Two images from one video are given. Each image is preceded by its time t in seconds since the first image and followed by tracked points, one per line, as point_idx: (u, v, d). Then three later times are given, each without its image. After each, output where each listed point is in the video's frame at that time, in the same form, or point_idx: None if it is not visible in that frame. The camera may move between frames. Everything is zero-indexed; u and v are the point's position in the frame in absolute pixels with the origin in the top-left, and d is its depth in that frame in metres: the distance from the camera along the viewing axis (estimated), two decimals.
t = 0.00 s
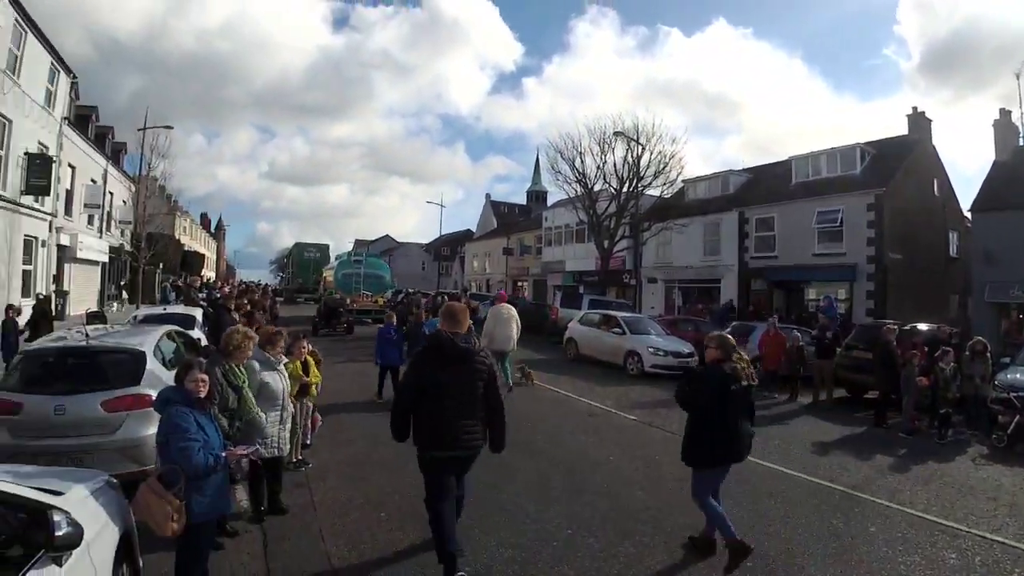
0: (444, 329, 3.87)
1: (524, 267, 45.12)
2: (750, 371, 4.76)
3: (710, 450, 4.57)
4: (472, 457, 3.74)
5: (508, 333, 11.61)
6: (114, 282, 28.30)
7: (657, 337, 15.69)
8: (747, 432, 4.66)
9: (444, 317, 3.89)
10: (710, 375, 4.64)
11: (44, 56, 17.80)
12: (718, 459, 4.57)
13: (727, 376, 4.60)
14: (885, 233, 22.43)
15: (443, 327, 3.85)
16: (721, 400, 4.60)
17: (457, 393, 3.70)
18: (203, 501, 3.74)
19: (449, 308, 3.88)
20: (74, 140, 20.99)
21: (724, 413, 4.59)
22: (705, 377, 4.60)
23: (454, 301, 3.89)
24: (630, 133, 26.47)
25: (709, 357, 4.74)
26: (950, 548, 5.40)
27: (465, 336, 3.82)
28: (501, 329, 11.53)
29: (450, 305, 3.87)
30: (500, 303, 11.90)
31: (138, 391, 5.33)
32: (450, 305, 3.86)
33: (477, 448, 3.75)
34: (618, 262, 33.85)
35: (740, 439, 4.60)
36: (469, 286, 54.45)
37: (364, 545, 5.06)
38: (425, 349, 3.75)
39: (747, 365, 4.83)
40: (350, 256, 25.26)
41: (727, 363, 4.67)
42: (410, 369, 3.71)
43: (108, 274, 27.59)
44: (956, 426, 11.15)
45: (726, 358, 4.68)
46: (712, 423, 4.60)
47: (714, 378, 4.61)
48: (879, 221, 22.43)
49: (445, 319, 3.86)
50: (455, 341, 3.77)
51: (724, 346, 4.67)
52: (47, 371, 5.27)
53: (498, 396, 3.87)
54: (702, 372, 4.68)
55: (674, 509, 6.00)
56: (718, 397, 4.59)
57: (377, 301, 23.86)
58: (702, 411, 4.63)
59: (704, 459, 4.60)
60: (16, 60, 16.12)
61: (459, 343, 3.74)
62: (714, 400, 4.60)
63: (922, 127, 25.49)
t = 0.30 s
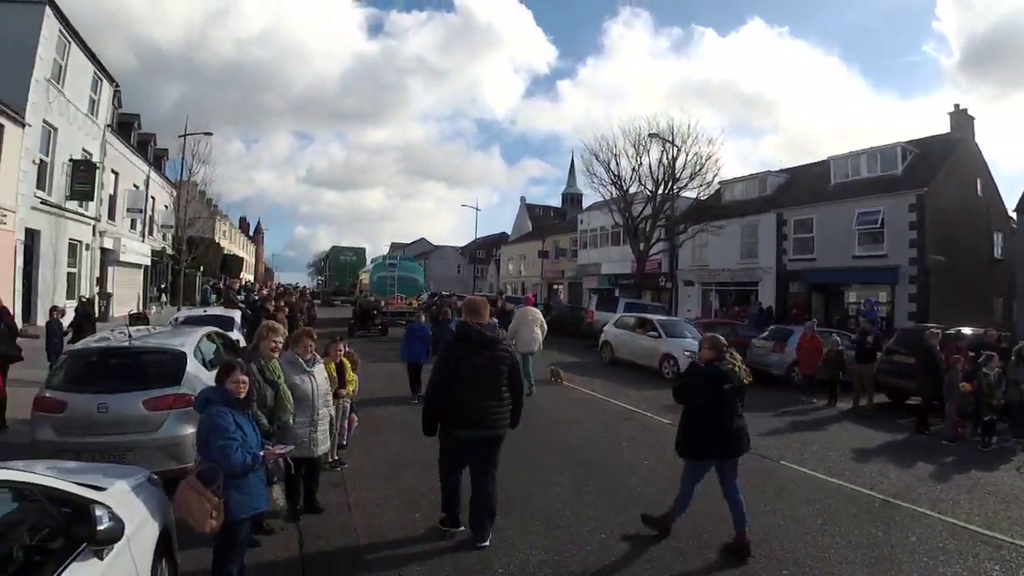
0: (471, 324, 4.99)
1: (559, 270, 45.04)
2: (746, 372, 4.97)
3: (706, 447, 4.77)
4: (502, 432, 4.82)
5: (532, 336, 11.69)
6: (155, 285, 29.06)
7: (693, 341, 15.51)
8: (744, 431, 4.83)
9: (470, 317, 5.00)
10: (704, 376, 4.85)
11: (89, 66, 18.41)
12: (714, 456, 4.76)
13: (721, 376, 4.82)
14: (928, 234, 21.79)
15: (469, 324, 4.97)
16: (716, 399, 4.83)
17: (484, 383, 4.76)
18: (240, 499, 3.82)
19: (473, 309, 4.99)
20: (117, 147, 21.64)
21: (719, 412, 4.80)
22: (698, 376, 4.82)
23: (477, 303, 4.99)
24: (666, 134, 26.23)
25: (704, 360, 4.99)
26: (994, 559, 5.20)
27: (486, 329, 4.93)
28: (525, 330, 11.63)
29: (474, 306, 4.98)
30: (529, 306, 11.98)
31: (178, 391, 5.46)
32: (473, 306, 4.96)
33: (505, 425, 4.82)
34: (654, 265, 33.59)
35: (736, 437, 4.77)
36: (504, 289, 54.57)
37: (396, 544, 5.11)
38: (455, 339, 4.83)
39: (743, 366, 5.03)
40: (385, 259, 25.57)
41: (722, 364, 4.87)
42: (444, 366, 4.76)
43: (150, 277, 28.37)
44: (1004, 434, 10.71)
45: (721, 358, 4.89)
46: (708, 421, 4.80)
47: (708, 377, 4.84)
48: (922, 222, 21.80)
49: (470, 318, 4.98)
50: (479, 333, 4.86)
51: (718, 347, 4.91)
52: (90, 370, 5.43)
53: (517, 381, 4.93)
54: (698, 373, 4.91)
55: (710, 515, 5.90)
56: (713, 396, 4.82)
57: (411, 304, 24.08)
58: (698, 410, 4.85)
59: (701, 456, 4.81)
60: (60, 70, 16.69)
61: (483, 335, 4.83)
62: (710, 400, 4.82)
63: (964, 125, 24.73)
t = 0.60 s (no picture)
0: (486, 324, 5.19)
1: (594, 271, 44.85)
2: (736, 366, 5.26)
3: (701, 438, 5.04)
4: (520, 425, 5.05)
5: (559, 334, 11.76)
6: (195, 285, 29.75)
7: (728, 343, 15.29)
8: (735, 424, 5.16)
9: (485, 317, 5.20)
10: (699, 370, 5.11)
11: (130, 72, 18.91)
12: (707, 447, 5.05)
13: (717, 372, 5.11)
14: (973, 235, 21.08)
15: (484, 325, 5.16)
16: (709, 393, 5.14)
17: (503, 380, 4.99)
18: (277, 496, 3.89)
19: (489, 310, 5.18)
20: (158, 151, 22.21)
21: (713, 405, 5.11)
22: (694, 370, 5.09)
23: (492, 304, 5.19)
24: (701, 134, 25.91)
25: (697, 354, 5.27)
26: None
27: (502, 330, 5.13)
28: (552, 330, 11.64)
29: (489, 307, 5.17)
30: (555, 304, 12.02)
31: (216, 390, 5.58)
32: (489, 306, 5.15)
33: (523, 419, 5.06)
34: (690, 267, 33.21)
35: (728, 428, 5.07)
36: (538, 290, 54.52)
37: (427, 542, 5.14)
38: (472, 340, 5.05)
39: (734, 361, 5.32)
40: (419, 260, 25.80)
41: (715, 358, 5.15)
42: (462, 364, 4.96)
43: (190, 277, 29.08)
44: None
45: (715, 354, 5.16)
46: (704, 414, 5.10)
47: (704, 372, 5.10)
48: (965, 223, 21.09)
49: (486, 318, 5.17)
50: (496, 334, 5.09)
51: (712, 342, 5.17)
52: (132, 367, 5.60)
53: (531, 374, 5.14)
54: (694, 367, 5.16)
55: (746, 521, 5.81)
56: (706, 390, 5.11)
57: (444, 304, 24.24)
58: (694, 403, 5.14)
59: (695, 446, 5.09)
60: (103, 77, 17.20)
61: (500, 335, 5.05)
62: (703, 393, 5.11)
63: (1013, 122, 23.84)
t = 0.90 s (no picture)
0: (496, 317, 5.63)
1: (616, 272, 44.67)
2: (728, 366, 5.30)
3: (685, 432, 5.14)
4: (526, 410, 5.43)
5: (570, 334, 11.74)
6: (220, 286, 30.15)
7: (752, 345, 15.15)
8: (725, 422, 5.20)
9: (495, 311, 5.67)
10: (686, 367, 5.23)
11: (156, 76, 19.23)
12: (691, 441, 5.12)
13: (706, 369, 5.20)
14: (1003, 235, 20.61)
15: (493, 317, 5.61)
16: (700, 390, 5.22)
17: (507, 367, 5.39)
18: (300, 494, 3.94)
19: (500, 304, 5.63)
20: (183, 153, 22.56)
21: (703, 403, 5.18)
22: (681, 366, 5.21)
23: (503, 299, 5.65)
24: (724, 134, 25.69)
25: (688, 354, 5.39)
26: None
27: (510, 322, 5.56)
28: (563, 329, 11.65)
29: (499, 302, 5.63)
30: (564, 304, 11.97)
31: (238, 388, 5.66)
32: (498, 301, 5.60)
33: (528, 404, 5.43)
34: (713, 267, 32.95)
35: (712, 426, 5.11)
36: (560, 291, 54.41)
37: (447, 542, 5.15)
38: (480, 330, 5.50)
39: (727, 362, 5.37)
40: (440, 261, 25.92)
41: (703, 356, 5.24)
42: (471, 353, 5.42)
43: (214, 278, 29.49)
44: None
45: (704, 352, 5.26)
46: (694, 411, 5.17)
47: (690, 368, 5.21)
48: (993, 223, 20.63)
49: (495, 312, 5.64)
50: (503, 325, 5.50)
51: (701, 340, 5.29)
52: (156, 366, 5.70)
53: (538, 364, 5.51)
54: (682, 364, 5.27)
55: (768, 524, 5.74)
56: (693, 386, 5.20)
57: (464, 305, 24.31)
58: (685, 400, 5.23)
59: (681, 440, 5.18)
60: (130, 81, 17.52)
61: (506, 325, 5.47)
62: (690, 389, 5.21)
63: None
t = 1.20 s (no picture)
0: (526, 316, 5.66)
1: (650, 272, 44.27)
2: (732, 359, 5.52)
3: (693, 420, 5.28)
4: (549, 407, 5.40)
5: (595, 332, 11.68)
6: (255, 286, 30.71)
7: (787, 346, 14.88)
8: (729, 412, 5.41)
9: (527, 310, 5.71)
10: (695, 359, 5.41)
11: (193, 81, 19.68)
12: (698, 428, 5.28)
13: (712, 360, 5.41)
14: None
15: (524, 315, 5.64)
16: (706, 381, 5.40)
17: (535, 365, 5.38)
18: (332, 493, 4.00)
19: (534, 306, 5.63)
20: (220, 156, 23.04)
21: (710, 394, 5.35)
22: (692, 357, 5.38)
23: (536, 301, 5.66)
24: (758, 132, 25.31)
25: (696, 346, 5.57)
26: None
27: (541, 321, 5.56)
28: (589, 327, 11.59)
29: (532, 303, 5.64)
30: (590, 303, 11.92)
31: (274, 387, 5.75)
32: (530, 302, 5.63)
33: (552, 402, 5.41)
34: (748, 267, 32.45)
35: (718, 414, 5.29)
36: (592, 292, 54.13)
37: (477, 541, 5.17)
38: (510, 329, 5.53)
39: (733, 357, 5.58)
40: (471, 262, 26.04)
41: (711, 348, 5.43)
42: (502, 352, 5.42)
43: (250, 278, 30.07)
44: None
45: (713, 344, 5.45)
46: (701, 401, 5.32)
47: (699, 359, 5.39)
48: None
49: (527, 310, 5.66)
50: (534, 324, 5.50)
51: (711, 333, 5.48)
52: (194, 363, 5.84)
53: (566, 365, 5.47)
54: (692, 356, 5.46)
55: (802, 529, 5.63)
56: (702, 377, 5.38)
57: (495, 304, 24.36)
58: (692, 392, 5.38)
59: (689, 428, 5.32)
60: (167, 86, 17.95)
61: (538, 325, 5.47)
62: (698, 380, 5.38)
63: None
